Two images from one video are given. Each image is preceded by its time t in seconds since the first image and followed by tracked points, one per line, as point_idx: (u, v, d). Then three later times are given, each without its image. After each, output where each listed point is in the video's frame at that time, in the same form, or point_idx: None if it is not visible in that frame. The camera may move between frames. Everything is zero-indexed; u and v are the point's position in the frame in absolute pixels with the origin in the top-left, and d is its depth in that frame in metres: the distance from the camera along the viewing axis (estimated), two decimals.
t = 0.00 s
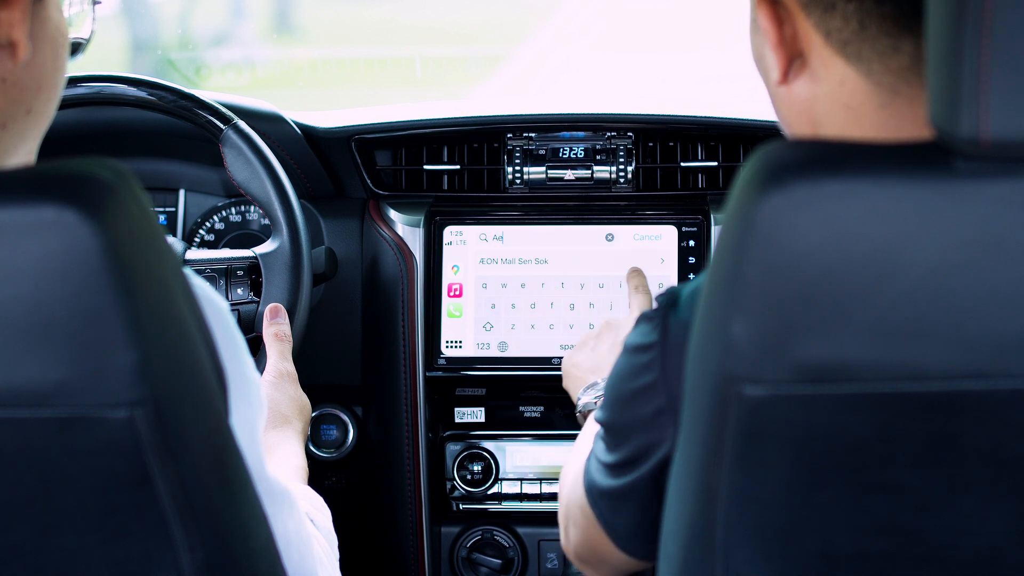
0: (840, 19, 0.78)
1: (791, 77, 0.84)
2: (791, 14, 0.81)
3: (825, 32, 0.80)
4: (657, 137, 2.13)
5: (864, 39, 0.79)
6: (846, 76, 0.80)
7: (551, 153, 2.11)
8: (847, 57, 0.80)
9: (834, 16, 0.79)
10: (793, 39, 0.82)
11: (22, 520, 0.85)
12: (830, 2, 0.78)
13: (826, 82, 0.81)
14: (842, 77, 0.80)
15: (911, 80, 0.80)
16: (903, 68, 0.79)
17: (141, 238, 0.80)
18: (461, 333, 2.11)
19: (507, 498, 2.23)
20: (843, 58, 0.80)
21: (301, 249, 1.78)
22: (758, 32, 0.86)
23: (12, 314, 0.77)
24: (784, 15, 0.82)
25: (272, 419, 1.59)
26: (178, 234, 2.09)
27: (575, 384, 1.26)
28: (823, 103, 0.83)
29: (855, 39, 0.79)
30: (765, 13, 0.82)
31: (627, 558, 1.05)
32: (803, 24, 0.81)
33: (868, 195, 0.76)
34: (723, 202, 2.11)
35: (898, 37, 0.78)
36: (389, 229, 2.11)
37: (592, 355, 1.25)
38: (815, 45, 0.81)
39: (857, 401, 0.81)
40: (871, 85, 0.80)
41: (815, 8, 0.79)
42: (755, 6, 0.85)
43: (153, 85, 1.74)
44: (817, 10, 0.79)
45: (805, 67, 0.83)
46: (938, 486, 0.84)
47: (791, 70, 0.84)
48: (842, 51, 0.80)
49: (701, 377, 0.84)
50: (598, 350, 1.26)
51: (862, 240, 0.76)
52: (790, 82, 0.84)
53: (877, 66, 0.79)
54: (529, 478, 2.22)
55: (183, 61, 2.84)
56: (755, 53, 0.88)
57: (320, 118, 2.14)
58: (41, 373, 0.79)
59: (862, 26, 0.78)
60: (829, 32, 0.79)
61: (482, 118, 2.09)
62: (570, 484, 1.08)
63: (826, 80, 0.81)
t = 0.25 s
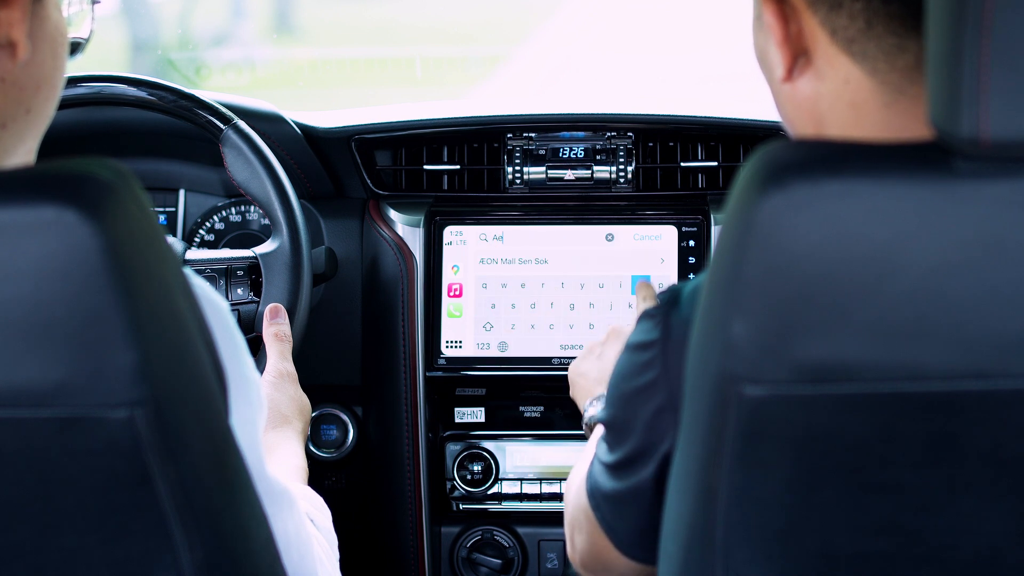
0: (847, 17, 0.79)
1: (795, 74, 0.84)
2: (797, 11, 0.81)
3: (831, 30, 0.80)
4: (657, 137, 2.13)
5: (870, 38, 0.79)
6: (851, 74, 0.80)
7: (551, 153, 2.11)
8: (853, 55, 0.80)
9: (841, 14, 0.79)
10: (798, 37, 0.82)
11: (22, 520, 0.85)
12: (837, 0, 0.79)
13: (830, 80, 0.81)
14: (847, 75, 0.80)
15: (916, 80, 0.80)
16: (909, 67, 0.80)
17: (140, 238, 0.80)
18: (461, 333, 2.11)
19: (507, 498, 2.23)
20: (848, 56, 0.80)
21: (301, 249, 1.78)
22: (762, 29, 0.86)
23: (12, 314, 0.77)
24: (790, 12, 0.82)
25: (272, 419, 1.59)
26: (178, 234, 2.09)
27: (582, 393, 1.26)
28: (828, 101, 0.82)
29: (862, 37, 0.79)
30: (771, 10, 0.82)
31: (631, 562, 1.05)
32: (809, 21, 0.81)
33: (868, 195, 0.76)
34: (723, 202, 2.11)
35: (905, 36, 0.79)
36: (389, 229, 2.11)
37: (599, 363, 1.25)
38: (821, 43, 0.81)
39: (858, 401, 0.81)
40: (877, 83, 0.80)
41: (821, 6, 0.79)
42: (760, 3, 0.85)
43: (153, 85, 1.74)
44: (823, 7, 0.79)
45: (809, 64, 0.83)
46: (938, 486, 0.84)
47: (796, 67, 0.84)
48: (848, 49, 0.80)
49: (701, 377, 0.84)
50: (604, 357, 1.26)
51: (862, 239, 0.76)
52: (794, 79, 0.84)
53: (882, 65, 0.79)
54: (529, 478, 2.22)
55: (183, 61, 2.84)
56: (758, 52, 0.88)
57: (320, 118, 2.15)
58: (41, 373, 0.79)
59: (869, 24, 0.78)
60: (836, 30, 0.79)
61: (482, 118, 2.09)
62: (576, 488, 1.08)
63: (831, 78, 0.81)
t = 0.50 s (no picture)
0: (850, 18, 0.78)
1: (796, 74, 0.84)
2: (799, 11, 0.81)
3: (834, 30, 0.80)
4: (657, 137, 2.13)
5: (872, 38, 0.79)
6: (853, 75, 0.80)
7: (551, 153, 2.11)
8: (855, 56, 0.80)
9: (844, 14, 0.79)
10: (800, 36, 0.82)
11: (22, 520, 0.85)
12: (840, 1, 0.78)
13: (832, 80, 0.81)
14: (849, 75, 0.80)
15: (918, 81, 0.80)
16: (911, 68, 0.80)
17: (141, 238, 0.80)
18: (461, 333, 2.11)
19: (507, 498, 2.23)
20: (850, 56, 0.80)
21: (301, 249, 1.78)
22: (763, 28, 0.86)
23: (12, 314, 0.77)
24: (792, 12, 0.82)
25: (272, 418, 1.59)
26: (178, 234, 2.09)
27: (564, 418, 1.25)
28: (829, 101, 0.82)
29: (864, 38, 0.79)
30: (773, 10, 0.82)
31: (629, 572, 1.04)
32: (812, 21, 0.81)
33: (868, 195, 0.76)
34: (723, 203, 2.11)
35: (907, 37, 0.79)
36: (389, 229, 2.11)
37: (578, 386, 1.26)
38: (823, 43, 0.81)
39: (858, 400, 0.81)
40: (878, 83, 0.80)
41: (824, 6, 0.79)
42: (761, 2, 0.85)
43: (153, 85, 1.74)
44: (826, 7, 0.79)
45: (811, 64, 0.83)
46: (938, 486, 0.84)
47: (797, 66, 0.83)
48: (850, 50, 0.80)
49: (700, 377, 0.84)
50: (583, 380, 1.27)
51: (862, 239, 0.76)
52: (795, 79, 0.84)
53: (884, 66, 0.79)
54: (529, 478, 2.22)
55: (183, 61, 2.84)
56: (758, 51, 0.88)
57: (320, 118, 2.15)
58: (42, 373, 0.79)
59: (872, 25, 0.78)
60: (838, 30, 0.79)
61: (482, 118, 2.09)
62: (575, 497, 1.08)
63: (832, 79, 0.81)
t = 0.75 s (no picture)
0: (854, 18, 0.78)
1: (798, 74, 0.83)
2: (802, 10, 0.81)
3: (837, 31, 0.79)
4: (657, 137, 2.13)
5: (875, 39, 0.79)
6: (855, 75, 0.80)
7: (551, 153, 2.11)
8: (858, 56, 0.79)
9: (848, 14, 0.78)
10: (803, 36, 0.82)
11: (22, 520, 0.85)
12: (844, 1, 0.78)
13: (834, 80, 0.81)
14: (851, 76, 0.80)
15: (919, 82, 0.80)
16: (913, 69, 0.80)
17: (141, 238, 0.80)
18: (461, 333, 2.11)
19: (507, 498, 2.23)
20: (853, 57, 0.80)
21: (301, 249, 1.78)
22: (765, 26, 0.85)
23: (12, 314, 0.77)
24: (795, 12, 0.81)
25: (272, 419, 1.59)
26: (178, 234, 2.09)
27: (535, 403, 1.19)
28: (830, 101, 0.82)
29: (868, 38, 0.79)
30: (776, 9, 0.82)
31: (627, 566, 1.05)
32: (815, 21, 0.81)
33: (868, 195, 0.76)
34: (723, 202, 2.11)
35: (910, 39, 0.79)
36: (389, 229, 2.11)
37: (546, 370, 1.18)
38: (826, 43, 0.81)
39: (858, 400, 0.81)
40: (880, 84, 0.80)
41: (828, 6, 0.79)
42: None
43: (154, 85, 1.74)
44: (830, 8, 0.79)
45: (813, 64, 0.82)
46: (939, 486, 0.84)
47: (799, 66, 0.83)
48: (853, 51, 0.79)
49: (700, 377, 0.84)
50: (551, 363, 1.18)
51: (862, 239, 0.76)
52: (797, 78, 0.84)
53: (886, 67, 0.79)
54: (529, 478, 2.22)
55: (183, 61, 2.84)
56: (758, 49, 0.87)
57: (320, 118, 2.15)
58: (42, 374, 0.79)
59: (876, 26, 0.78)
60: (841, 31, 0.79)
61: (482, 118, 2.09)
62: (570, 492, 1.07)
63: (834, 79, 0.81)
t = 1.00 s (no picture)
0: (854, 18, 0.78)
1: (799, 73, 0.84)
2: (803, 9, 0.81)
3: (837, 31, 0.79)
4: (657, 137, 2.13)
5: (876, 39, 0.79)
6: (855, 75, 0.80)
7: (551, 153, 2.11)
8: (858, 56, 0.79)
9: (848, 14, 0.78)
10: (803, 35, 0.82)
11: (22, 521, 0.85)
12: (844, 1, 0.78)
13: (834, 80, 0.81)
14: (851, 75, 0.80)
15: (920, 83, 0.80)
16: (913, 69, 0.80)
17: (141, 238, 0.80)
18: (461, 332, 2.11)
19: (507, 498, 2.23)
20: (853, 57, 0.79)
21: (301, 249, 1.78)
22: (766, 25, 0.85)
23: (12, 314, 0.77)
24: (795, 11, 0.81)
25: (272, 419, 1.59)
26: (178, 234, 2.09)
27: (489, 356, 1.24)
28: (830, 101, 0.82)
29: (868, 38, 0.79)
30: (776, 8, 0.82)
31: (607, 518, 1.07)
32: (815, 20, 0.81)
33: (869, 195, 0.76)
34: (723, 202, 2.11)
35: (910, 39, 0.79)
36: (389, 229, 2.11)
37: (498, 323, 1.23)
38: (826, 42, 0.81)
39: (858, 400, 0.81)
40: (880, 84, 0.80)
41: (828, 6, 0.79)
42: None
43: (154, 85, 1.74)
44: (830, 8, 0.79)
45: (813, 63, 0.82)
46: (939, 486, 0.84)
47: (799, 66, 0.83)
48: (853, 51, 0.79)
49: (700, 377, 0.84)
50: (500, 318, 1.23)
51: (862, 239, 0.76)
52: (797, 78, 0.84)
53: (887, 67, 0.79)
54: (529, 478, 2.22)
55: (183, 61, 2.84)
56: (759, 48, 0.88)
57: (320, 118, 2.15)
58: (42, 374, 0.79)
59: (876, 26, 0.78)
60: (842, 30, 0.79)
61: (482, 118, 2.09)
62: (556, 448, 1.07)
63: (834, 79, 0.81)
